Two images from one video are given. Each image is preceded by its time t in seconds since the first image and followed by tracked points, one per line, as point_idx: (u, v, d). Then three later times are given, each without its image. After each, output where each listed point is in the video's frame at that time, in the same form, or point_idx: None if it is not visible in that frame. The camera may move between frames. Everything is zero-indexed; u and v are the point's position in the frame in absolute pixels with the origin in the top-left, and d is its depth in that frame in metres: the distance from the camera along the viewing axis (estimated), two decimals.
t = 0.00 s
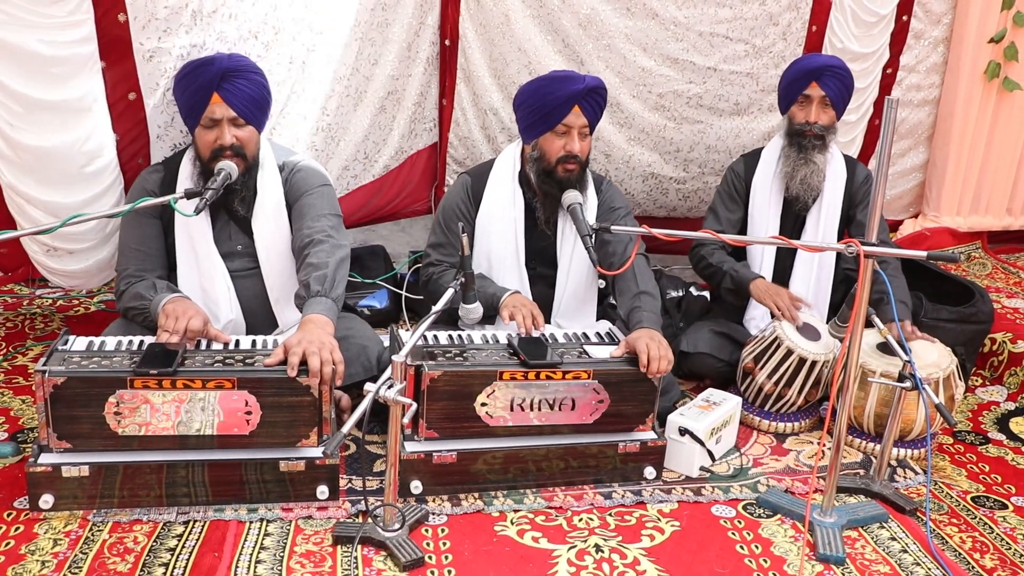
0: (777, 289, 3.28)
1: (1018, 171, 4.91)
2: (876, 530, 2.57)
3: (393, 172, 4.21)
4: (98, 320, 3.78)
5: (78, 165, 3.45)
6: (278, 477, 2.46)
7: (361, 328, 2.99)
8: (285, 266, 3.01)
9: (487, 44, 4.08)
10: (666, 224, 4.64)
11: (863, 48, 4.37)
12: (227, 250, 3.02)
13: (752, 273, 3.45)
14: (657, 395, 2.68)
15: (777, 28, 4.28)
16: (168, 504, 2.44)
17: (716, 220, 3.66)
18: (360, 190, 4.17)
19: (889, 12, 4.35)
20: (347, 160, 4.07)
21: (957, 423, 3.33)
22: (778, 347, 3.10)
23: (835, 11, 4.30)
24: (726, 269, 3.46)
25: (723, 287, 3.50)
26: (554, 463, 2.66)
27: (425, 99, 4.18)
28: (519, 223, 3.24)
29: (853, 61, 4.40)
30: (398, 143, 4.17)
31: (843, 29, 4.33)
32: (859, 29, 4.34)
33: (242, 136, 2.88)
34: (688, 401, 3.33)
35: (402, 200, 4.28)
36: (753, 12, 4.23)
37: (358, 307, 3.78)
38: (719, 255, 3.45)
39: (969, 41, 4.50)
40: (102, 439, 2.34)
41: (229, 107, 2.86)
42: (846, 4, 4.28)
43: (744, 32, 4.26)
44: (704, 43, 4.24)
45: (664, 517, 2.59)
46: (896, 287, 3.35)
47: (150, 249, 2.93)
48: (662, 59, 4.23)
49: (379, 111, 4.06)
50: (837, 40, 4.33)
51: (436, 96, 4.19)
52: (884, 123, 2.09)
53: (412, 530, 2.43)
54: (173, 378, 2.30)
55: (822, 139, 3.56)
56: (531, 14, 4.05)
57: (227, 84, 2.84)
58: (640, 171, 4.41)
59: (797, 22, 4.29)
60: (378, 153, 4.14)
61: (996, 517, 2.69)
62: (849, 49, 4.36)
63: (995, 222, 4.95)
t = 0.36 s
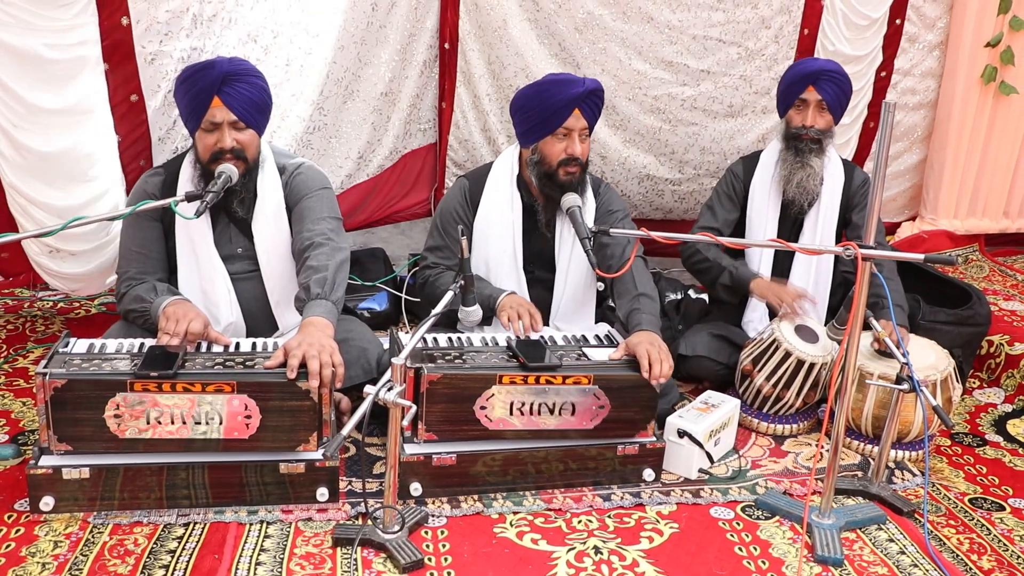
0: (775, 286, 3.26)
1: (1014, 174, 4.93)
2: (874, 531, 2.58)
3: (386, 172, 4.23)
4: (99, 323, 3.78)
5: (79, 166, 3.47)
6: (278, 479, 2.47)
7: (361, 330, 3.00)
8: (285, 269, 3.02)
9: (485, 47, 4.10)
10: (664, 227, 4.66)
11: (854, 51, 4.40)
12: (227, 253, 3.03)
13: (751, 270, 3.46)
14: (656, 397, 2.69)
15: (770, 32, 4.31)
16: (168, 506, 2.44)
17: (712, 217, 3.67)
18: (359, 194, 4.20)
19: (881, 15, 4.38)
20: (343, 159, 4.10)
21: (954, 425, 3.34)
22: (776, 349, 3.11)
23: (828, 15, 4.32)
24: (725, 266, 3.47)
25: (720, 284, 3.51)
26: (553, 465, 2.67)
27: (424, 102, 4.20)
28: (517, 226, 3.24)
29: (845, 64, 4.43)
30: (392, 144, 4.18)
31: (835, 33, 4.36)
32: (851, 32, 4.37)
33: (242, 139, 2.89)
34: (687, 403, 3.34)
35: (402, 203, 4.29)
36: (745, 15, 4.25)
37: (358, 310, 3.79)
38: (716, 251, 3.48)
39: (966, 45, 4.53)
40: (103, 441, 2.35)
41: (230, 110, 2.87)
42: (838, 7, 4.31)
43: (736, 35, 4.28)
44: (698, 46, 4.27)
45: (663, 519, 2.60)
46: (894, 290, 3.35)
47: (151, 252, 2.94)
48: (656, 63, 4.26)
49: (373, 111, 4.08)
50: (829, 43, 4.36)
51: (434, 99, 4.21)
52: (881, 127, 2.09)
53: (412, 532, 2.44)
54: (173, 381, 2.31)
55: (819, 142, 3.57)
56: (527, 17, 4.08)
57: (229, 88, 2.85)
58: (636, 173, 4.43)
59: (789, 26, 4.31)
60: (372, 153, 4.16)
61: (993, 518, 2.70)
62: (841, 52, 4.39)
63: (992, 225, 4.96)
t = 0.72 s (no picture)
0: (777, 299, 3.31)
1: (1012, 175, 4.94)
2: (873, 532, 2.59)
3: (383, 172, 4.24)
4: (98, 324, 3.78)
5: (75, 167, 3.45)
6: (278, 481, 2.47)
7: (361, 332, 3.00)
8: (285, 271, 3.02)
9: (484, 49, 4.11)
10: (661, 227, 4.67)
11: (848, 54, 4.41)
12: (227, 254, 3.03)
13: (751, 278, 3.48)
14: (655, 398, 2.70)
15: (763, 34, 4.33)
16: (168, 508, 2.45)
17: (711, 216, 3.68)
18: (358, 195, 4.21)
19: (874, 18, 4.39)
20: (342, 160, 4.10)
21: (953, 425, 3.34)
22: (775, 350, 3.11)
23: (821, 17, 4.34)
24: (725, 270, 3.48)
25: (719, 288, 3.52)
26: (553, 466, 2.67)
27: (423, 103, 4.21)
28: (516, 227, 3.25)
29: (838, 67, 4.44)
30: (389, 145, 4.19)
31: (828, 36, 4.38)
32: (844, 35, 4.38)
33: (241, 141, 2.89)
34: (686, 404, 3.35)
35: (401, 204, 4.30)
36: (738, 17, 4.27)
37: (357, 311, 3.79)
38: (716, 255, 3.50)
39: (964, 46, 4.53)
40: (103, 443, 2.35)
41: (229, 112, 2.87)
42: (830, 10, 4.33)
43: (729, 37, 4.29)
44: (693, 48, 4.28)
45: (662, 520, 2.60)
46: (894, 291, 3.35)
47: (151, 254, 2.94)
48: (651, 65, 4.27)
49: (372, 113, 4.09)
50: (822, 46, 4.37)
51: (434, 100, 4.21)
52: (879, 128, 2.09)
53: (412, 533, 2.45)
54: (173, 383, 2.31)
55: (814, 142, 3.58)
56: (523, 19, 4.09)
57: (226, 90, 2.85)
58: (631, 174, 4.45)
59: (781, 28, 4.34)
60: (370, 154, 4.17)
61: (993, 518, 2.71)
62: (834, 55, 4.40)
63: (990, 226, 4.97)
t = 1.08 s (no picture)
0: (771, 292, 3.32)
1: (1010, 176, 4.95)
2: (872, 533, 2.59)
3: (389, 177, 4.25)
4: (96, 326, 3.78)
5: (71, 169, 3.46)
6: (277, 482, 2.47)
7: (359, 333, 3.01)
8: (284, 273, 3.03)
9: (482, 51, 4.12)
10: (658, 228, 4.67)
11: (843, 56, 4.43)
12: (225, 256, 3.03)
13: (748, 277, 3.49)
14: (653, 399, 2.70)
15: (760, 36, 4.34)
16: (166, 510, 2.45)
17: (712, 227, 3.70)
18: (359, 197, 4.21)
19: (869, 21, 4.42)
20: (344, 165, 4.08)
21: (951, 426, 3.35)
22: (773, 352, 3.12)
23: (817, 19, 4.36)
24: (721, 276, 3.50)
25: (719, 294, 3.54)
26: (552, 468, 2.67)
27: (423, 106, 4.21)
28: (515, 229, 3.25)
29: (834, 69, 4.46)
30: (394, 149, 4.21)
31: (824, 37, 4.40)
32: (839, 37, 4.40)
33: (240, 142, 2.90)
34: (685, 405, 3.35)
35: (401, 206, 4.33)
36: (735, 19, 4.28)
37: (356, 313, 3.78)
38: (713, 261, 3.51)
39: (962, 47, 4.54)
40: (101, 445, 2.35)
41: (227, 114, 2.88)
42: (827, 12, 4.34)
43: (726, 39, 4.30)
44: (690, 50, 4.28)
45: (661, 521, 2.60)
46: (891, 293, 3.36)
47: (149, 256, 2.95)
48: (648, 67, 4.28)
49: (374, 116, 4.09)
50: (818, 47, 4.39)
51: (434, 103, 4.23)
52: (876, 129, 2.09)
53: (410, 535, 2.45)
54: (171, 385, 2.31)
55: (813, 145, 3.58)
56: (521, 21, 4.11)
57: (225, 92, 2.86)
58: (627, 175, 4.45)
59: (777, 30, 4.35)
60: (373, 159, 4.17)
61: (991, 520, 2.71)
62: (830, 57, 4.42)
63: (988, 227, 4.97)
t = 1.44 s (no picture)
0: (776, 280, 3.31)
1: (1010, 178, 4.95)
2: (871, 535, 2.59)
3: (393, 180, 4.27)
4: (96, 326, 3.78)
5: (72, 171, 3.46)
6: (276, 483, 2.48)
7: (358, 334, 3.01)
8: (284, 274, 3.03)
9: (482, 52, 4.13)
10: (658, 230, 4.67)
11: (844, 58, 4.42)
12: (224, 257, 3.04)
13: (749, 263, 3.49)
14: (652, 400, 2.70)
15: (760, 37, 4.34)
16: (165, 510, 2.45)
17: (712, 212, 3.67)
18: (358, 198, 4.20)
19: (870, 23, 4.41)
20: (347, 167, 4.09)
21: (950, 428, 3.35)
22: (772, 353, 3.12)
23: (818, 21, 4.36)
24: (721, 257, 3.52)
25: (715, 274, 3.54)
26: (550, 469, 2.67)
27: (422, 107, 4.22)
28: (515, 230, 3.25)
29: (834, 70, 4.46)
30: (399, 151, 4.24)
31: (825, 39, 4.39)
32: (839, 38, 4.39)
33: (239, 143, 2.90)
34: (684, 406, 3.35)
35: (401, 207, 4.34)
36: (736, 21, 4.29)
37: (355, 314, 3.79)
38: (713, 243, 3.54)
39: (961, 49, 4.54)
40: (100, 446, 2.35)
41: (226, 116, 2.88)
42: (827, 14, 4.34)
43: (726, 40, 4.31)
44: (690, 51, 4.29)
45: (660, 523, 2.60)
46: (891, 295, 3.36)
47: (149, 257, 2.95)
48: (648, 68, 4.29)
49: (379, 119, 4.10)
50: (819, 49, 4.39)
51: (434, 104, 4.25)
52: (875, 131, 2.09)
53: (409, 536, 2.45)
54: (170, 385, 2.31)
55: (815, 147, 3.58)
56: (521, 22, 4.11)
57: (225, 93, 2.86)
58: (627, 176, 4.46)
59: (779, 32, 4.35)
60: (378, 161, 4.18)
61: (990, 521, 2.71)
62: (830, 59, 4.42)
63: (987, 229, 4.97)
